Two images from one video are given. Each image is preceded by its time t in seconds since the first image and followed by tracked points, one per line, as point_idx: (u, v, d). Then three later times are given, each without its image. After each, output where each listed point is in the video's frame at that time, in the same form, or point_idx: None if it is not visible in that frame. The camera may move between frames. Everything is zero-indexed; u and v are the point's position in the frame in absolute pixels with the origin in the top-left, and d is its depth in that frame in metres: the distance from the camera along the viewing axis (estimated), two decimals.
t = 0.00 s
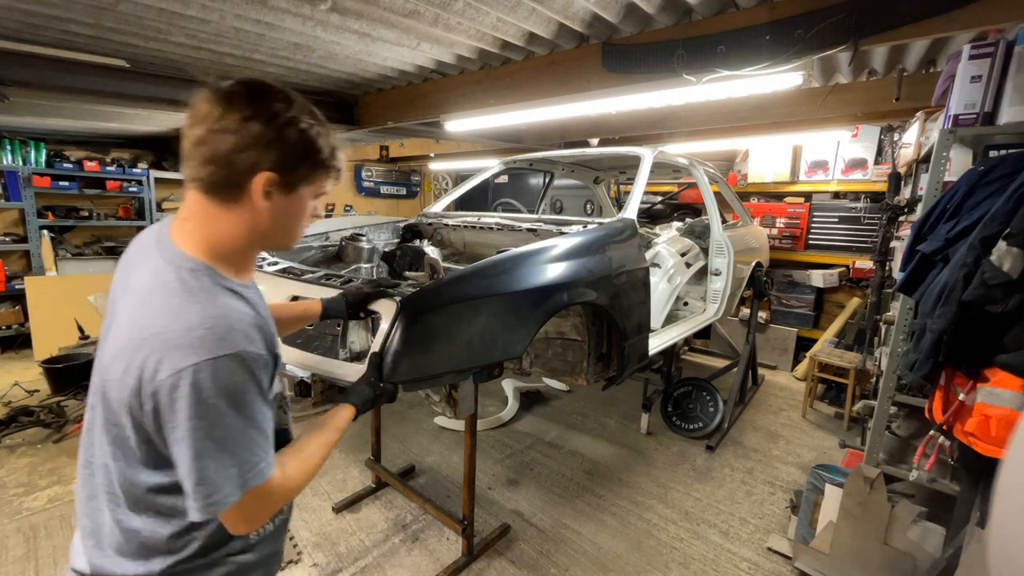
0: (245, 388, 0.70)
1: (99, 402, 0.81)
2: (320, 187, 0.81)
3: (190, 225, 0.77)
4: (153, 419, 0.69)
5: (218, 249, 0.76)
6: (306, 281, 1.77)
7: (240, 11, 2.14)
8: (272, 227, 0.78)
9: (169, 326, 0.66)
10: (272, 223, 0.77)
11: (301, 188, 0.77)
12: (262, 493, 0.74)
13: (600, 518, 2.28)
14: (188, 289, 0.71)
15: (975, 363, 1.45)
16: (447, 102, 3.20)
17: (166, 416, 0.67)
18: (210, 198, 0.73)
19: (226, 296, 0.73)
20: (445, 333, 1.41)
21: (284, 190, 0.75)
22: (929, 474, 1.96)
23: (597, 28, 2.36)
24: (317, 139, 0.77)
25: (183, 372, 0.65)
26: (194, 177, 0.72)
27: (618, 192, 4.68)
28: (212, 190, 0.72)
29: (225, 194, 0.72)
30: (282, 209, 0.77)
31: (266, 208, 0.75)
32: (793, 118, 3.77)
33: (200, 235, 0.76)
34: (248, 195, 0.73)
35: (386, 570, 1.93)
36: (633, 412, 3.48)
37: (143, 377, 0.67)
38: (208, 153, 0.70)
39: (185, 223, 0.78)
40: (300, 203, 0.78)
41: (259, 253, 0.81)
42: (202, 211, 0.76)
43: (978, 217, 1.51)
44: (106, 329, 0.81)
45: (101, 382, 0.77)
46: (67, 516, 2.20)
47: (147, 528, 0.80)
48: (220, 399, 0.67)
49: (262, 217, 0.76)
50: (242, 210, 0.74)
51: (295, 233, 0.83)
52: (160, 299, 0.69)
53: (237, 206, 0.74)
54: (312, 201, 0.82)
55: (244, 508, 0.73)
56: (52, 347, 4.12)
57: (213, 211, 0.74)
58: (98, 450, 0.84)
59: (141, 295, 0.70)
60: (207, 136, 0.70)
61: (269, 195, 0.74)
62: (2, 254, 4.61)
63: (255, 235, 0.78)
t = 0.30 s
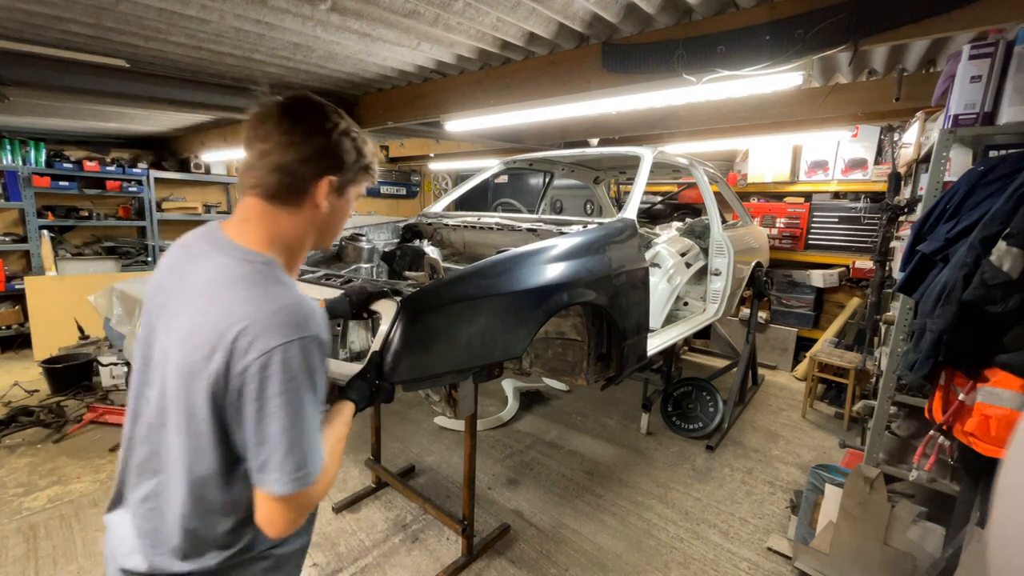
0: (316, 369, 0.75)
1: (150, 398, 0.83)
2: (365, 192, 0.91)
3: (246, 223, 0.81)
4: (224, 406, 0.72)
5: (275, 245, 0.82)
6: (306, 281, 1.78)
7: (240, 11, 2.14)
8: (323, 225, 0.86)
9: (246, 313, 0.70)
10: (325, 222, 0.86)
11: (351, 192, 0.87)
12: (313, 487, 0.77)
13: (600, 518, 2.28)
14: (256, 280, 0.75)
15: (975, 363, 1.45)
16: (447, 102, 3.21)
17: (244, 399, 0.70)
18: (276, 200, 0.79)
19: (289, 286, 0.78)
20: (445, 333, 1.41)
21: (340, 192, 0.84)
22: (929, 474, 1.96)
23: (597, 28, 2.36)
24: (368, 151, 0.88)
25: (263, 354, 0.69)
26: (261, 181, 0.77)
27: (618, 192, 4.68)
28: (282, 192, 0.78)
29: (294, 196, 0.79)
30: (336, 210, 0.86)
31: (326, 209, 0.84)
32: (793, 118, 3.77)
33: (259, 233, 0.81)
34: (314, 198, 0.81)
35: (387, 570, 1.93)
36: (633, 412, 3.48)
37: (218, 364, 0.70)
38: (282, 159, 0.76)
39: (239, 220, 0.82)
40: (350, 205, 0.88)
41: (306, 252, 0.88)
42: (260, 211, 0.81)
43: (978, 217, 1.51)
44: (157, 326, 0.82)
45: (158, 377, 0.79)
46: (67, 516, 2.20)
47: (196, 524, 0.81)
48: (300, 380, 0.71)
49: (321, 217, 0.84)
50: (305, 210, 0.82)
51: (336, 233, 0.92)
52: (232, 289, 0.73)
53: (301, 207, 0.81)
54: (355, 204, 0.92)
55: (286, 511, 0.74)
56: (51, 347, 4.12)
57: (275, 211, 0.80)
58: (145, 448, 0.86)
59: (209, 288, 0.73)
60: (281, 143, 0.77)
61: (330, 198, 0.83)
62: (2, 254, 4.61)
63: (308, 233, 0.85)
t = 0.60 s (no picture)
0: (357, 348, 0.81)
1: (192, 382, 0.87)
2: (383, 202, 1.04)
3: (287, 221, 0.87)
4: (270, 381, 0.76)
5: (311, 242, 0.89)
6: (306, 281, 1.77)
7: (240, 11, 2.14)
8: (349, 227, 0.96)
9: (296, 293, 0.76)
10: (352, 224, 0.96)
11: (374, 200, 0.98)
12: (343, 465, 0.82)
13: (600, 518, 2.28)
14: (303, 266, 0.81)
15: (975, 363, 1.45)
16: (447, 102, 3.20)
17: (291, 373, 0.74)
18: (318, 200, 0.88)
19: (331, 273, 0.84)
20: (445, 333, 1.41)
21: (367, 198, 0.96)
22: (929, 474, 1.96)
23: (597, 28, 2.36)
24: (387, 166, 1.01)
25: (312, 329, 0.74)
26: (306, 183, 0.86)
27: (618, 191, 4.68)
28: (325, 193, 0.87)
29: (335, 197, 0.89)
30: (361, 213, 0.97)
31: (356, 211, 0.95)
32: (793, 118, 3.77)
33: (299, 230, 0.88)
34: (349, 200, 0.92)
35: (387, 570, 1.93)
36: (633, 412, 3.48)
37: (269, 340, 0.75)
38: (328, 164, 0.86)
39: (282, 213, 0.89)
40: (374, 211, 1.00)
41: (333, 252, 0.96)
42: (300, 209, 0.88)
43: (978, 217, 1.51)
44: (202, 312, 0.87)
45: (203, 358, 0.83)
46: (67, 516, 2.20)
47: (231, 505, 0.83)
48: (345, 356, 0.76)
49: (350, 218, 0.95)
50: (340, 211, 0.91)
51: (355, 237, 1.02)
52: (281, 273, 0.79)
53: (337, 208, 0.91)
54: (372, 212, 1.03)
55: (318, 490, 0.79)
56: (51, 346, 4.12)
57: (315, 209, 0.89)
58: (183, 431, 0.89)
59: (260, 272, 0.79)
60: (326, 150, 0.87)
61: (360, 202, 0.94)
62: (2, 254, 4.61)
63: (338, 233, 0.94)
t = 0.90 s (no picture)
0: (362, 349, 0.81)
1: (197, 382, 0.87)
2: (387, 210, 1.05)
3: (293, 221, 0.87)
4: (277, 382, 0.76)
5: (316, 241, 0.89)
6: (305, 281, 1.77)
7: (240, 11, 2.14)
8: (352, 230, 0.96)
9: (303, 294, 0.76)
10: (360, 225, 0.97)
11: (377, 204, 0.99)
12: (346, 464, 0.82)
13: (599, 518, 2.28)
14: (309, 267, 0.81)
15: (975, 363, 1.45)
16: (447, 102, 3.20)
17: (295, 375, 0.74)
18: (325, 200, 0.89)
19: (337, 274, 0.84)
20: (445, 333, 1.41)
21: (371, 202, 0.96)
22: (929, 474, 1.96)
23: (597, 28, 2.36)
24: (393, 173, 1.02)
25: (318, 330, 0.74)
26: (312, 183, 0.87)
27: (618, 191, 4.68)
28: (331, 192, 0.87)
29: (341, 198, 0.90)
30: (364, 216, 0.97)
31: (359, 214, 0.95)
32: (793, 118, 3.77)
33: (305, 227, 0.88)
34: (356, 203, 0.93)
35: (387, 570, 1.93)
36: (633, 412, 3.48)
37: (277, 341, 0.75)
38: (336, 165, 0.87)
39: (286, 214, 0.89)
40: (377, 215, 1.00)
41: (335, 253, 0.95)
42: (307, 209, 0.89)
43: (978, 217, 1.51)
44: (208, 314, 0.87)
45: (209, 360, 0.83)
46: (67, 517, 2.20)
47: (238, 505, 0.83)
48: (350, 356, 0.77)
49: (353, 221, 0.95)
50: (345, 212, 0.91)
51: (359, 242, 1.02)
52: (288, 274, 0.79)
53: (342, 209, 0.91)
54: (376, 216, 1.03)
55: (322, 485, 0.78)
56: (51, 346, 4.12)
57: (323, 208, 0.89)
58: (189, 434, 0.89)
59: (266, 273, 0.79)
60: (334, 152, 0.88)
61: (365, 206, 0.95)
62: (2, 254, 4.61)
63: (343, 235, 0.94)
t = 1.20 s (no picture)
0: (333, 371, 0.78)
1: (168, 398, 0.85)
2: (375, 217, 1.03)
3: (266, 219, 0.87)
4: (242, 408, 0.74)
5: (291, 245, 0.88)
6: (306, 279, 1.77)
7: (240, 11, 2.14)
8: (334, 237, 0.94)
9: (267, 315, 0.73)
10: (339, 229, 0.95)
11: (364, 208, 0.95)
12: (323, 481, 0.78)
13: (600, 518, 2.28)
14: (278, 283, 0.78)
15: (975, 363, 1.45)
16: (447, 102, 3.21)
17: (262, 400, 0.72)
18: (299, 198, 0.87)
19: (308, 289, 0.81)
20: (445, 332, 1.41)
21: (355, 205, 0.92)
22: (929, 474, 1.96)
23: (597, 28, 2.36)
24: (389, 180, 0.98)
25: (282, 356, 0.71)
26: (290, 179, 0.85)
27: (618, 191, 4.68)
28: (306, 190, 0.86)
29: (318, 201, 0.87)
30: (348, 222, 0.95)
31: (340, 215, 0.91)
32: (793, 118, 3.77)
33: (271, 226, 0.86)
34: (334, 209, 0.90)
35: (387, 570, 1.93)
36: (633, 412, 3.48)
37: (240, 368, 0.73)
38: (317, 163, 0.85)
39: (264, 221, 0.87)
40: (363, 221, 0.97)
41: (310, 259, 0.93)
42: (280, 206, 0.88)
43: (978, 217, 1.51)
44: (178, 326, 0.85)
45: (178, 376, 0.81)
46: (67, 516, 2.20)
47: (221, 519, 0.84)
48: (318, 381, 0.74)
49: (331, 229, 0.92)
50: (322, 212, 0.89)
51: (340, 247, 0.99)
52: (253, 291, 0.75)
53: (319, 208, 0.88)
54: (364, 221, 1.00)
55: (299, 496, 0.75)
56: (51, 347, 4.12)
57: (293, 210, 0.87)
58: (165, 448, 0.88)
59: (231, 290, 0.76)
60: (321, 150, 0.86)
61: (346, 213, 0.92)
62: (2, 254, 4.61)
63: (321, 236, 0.91)
